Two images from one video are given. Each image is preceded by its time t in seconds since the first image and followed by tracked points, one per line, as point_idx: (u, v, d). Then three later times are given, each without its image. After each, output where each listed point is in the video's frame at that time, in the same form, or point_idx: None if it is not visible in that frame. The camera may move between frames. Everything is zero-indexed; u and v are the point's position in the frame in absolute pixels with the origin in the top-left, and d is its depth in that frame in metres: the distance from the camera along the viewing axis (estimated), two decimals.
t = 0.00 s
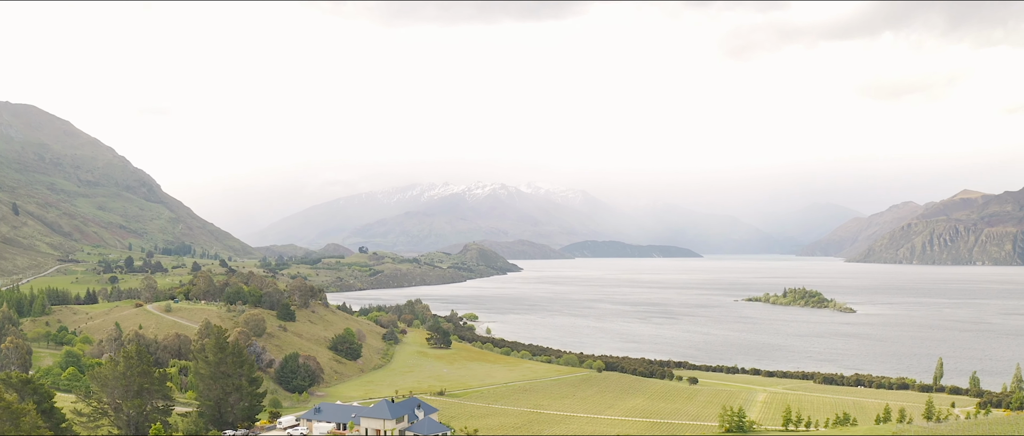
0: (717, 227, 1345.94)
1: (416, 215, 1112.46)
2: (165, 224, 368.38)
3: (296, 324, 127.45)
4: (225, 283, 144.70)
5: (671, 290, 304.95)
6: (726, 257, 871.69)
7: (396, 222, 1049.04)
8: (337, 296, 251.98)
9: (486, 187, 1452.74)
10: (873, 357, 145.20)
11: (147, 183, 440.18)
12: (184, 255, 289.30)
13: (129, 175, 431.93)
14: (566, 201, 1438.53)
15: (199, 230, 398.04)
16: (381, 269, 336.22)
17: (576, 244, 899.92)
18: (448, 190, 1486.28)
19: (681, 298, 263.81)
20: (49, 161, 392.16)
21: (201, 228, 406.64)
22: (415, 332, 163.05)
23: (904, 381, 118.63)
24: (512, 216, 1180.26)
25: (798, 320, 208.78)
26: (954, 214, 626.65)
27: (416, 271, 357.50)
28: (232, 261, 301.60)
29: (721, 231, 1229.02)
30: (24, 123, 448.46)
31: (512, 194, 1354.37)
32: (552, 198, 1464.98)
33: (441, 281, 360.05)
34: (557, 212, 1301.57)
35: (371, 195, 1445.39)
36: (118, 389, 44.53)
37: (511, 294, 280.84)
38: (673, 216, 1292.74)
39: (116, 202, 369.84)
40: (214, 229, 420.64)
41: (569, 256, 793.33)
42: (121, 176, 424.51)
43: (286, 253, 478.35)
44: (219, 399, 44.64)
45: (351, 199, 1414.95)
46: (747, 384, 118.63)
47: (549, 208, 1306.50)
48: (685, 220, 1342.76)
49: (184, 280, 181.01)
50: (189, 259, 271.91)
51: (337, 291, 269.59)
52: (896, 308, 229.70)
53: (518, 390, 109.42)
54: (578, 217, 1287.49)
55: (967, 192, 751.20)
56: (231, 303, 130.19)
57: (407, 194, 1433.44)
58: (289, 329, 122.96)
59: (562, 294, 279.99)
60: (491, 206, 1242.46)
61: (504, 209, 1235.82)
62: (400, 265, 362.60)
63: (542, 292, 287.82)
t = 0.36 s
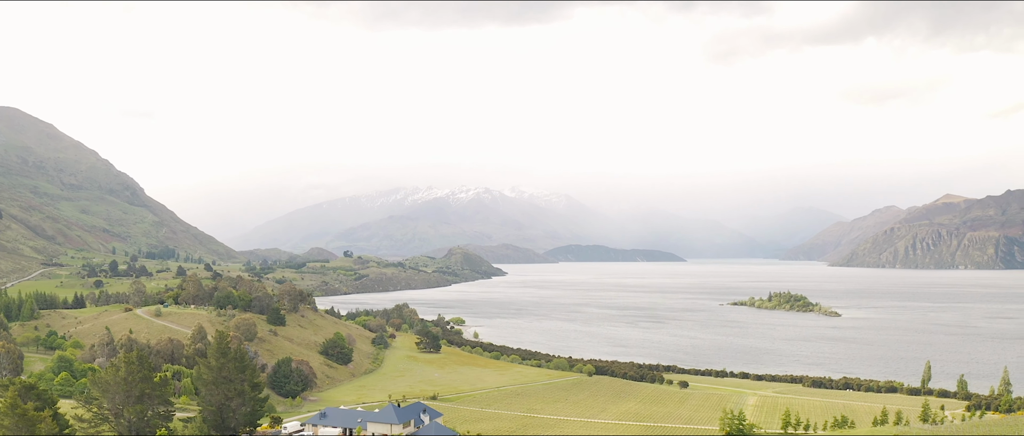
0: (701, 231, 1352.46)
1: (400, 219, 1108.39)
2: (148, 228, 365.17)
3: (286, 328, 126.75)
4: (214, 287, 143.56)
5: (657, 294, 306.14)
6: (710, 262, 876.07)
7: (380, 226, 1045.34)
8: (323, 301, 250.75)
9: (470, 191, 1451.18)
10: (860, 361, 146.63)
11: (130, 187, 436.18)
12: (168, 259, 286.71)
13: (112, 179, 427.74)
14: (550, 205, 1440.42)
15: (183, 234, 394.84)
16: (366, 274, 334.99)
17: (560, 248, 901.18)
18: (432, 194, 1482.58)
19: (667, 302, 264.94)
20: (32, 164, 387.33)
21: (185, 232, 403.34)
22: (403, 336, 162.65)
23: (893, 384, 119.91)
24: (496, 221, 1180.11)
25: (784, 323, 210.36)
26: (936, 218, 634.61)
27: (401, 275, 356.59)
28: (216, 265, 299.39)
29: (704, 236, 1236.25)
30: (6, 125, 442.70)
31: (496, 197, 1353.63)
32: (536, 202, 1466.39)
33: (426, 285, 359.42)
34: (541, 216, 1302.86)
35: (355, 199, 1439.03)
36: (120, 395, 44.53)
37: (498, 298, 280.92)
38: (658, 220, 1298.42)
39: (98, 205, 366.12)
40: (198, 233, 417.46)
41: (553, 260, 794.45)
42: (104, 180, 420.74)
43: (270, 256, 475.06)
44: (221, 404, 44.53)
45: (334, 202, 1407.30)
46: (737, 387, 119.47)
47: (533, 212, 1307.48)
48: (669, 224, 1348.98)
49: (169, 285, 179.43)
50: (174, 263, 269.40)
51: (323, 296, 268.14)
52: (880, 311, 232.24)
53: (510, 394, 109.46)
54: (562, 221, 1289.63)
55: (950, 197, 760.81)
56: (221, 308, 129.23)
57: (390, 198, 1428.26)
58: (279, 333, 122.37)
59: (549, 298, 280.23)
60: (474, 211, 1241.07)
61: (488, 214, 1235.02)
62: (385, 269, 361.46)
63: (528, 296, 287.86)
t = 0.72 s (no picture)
0: (688, 235, 1358.18)
1: (385, 222, 1104.43)
2: (133, 231, 362.50)
3: (279, 333, 126.18)
4: (205, 292, 142.73)
5: (644, 298, 307.22)
6: (696, 266, 879.75)
7: (365, 230, 1041.46)
8: (311, 305, 249.70)
9: (456, 195, 1452.00)
10: (850, 364, 147.84)
11: (115, 191, 432.77)
12: (153, 263, 284.56)
13: (98, 182, 424.31)
14: (536, 208, 1440.85)
15: (168, 238, 392.26)
16: (353, 278, 333.81)
17: (546, 252, 901.56)
18: (417, 197, 1479.62)
19: (655, 306, 265.84)
20: (18, 167, 383.50)
21: (170, 236, 400.82)
22: (394, 340, 162.37)
23: (883, 387, 120.97)
24: (482, 225, 1178.44)
25: (772, 327, 211.71)
26: (921, 222, 641.18)
27: (388, 279, 355.75)
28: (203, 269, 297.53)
29: (690, 240, 1243.02)
30: None
31: (481, 201, 1354.60)
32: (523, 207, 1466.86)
33: (413, 289, 358.69)
34: (527, 220, 1303.63)
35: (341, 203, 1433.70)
36: (123, 401, 44.61)
37: (486, 302, 280.73)
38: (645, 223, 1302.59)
39: (83, 209, 363.06)
40: (183, 237, 414.77)
41: (538, 264, 795.64)
42: (89, 183, 417.32)
43: (256, 260, 472.20)
44: (225, 409, 44.46)
45: (319, 206, 1400.56)
46: (729, 391, 120.17)
47: (520, 216, 1307.42)
48: (654, 228, 1353.83)
49: (157, 289, 178.26)
50: (159, 267, 267.31)
51: (310, 300, 266.89)
52: (866, 315, 234.28)
53: (504, 398, 109.46)
54: (548, 225, 1291.25)
55: (935, 201, 769.29)
56: (213, 312, 128.58)
57: (376, 201, 1424.24)
58: (272, 338, 121.86)
59: (536, 302, 280.38)
60: (459, 214, 1238.60)
61: (474, 218, 1234.11)
62: (371, 274, 360.29)
63: (516, 300, 287.96)
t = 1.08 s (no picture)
0: (677, 239, 1362.23)
1: (374, 226, 1100.53)
2: (122, 235, 360.43)
3: (273, 337, 125.74)
4: (198, 295, 141.98)
5: (635, 301, 307.95)
6: (685, 270, 882.94)
7: (354, 234, 1038.16)
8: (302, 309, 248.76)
9: (444, 198, 1451.21)
10: (843, 368, 148.75)
11: (104, 194, 429.83)
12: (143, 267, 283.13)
13: (86, 185, 421.32)
14: (525, 212, 1442.08)
15: (157, 242, 390.13)
16: (343, 281, 333.01)
17: (535, 256, 901.75)
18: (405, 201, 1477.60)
19: (646, 310, 266.49)
20: (6, 170, 380.62)
21: (159, 239, 398.85)
22: (387, 344, 162.03)
23: (877, 391, 121.82)
24: (471, 229, 1176.67)
25: (763, 331, 212.73)
26: (909, 226, 646.77)
27: (377, 283, 355.09)
28: (192, 273, 296.13)
29: (677, 243, 1247.77)
30: None
31: (470, 205, 1354.59)
32: (512, 210, 1467.30)
33: (403, 293, 358.26)
34: (516, 223, 1303.88)
35: (329, 206, 1428.82)
36: (128, 406, 44.58)
37: (477, 306, 280.57)
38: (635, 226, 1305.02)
39: (71, 212, 360.44)
40: (172, 241, 412.67)
41: (527, 267, 796.13)
42: (77, 186, 414.67)
43: (244, 264, 469.86)
44: (230, 414, 44.38)
45: (307, 210, 1395.19)
46: (723, 395, 120.68)
47: (509, 220, 1307.63)
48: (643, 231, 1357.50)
49: (147, 293, 177.23)
50: (148, 271, 265.81)
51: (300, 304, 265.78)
52: (856, 319, 235.91)
53: (500, 402, 109.47)
54: (537, 228, 1292.21)
55: (922, 205, 776.07)
56: (208, 316, 127.99)
57: (365, 205, 1419.97)
58: (267, 342, 121.46)
59: (528, 306, 280.60)
60: (447, 217, 1236.54)
61: (463, 221, 1232.68)
62: (361, 277, 359.46)
63: (507, 304, 288.06)
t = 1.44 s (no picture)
0: (666, 244, 1365.03)
1: (361, 230, 1096.66)
2: (110, 239, 358.22)
3: (268, 341, 125.46)
4: (192, 300, 141.35)
5: (625, 306, 308.65)
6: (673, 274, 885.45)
7: (341, 237, 1034.09)
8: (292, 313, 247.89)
9: (433, 202, 1450.08)
10: (835, 372, 149.68)
11: (91, 197, 427.21)
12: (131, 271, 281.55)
13: (74, 189, 418.92)
14: (513, 216, 1443.22)
15: (145, 245, 387.84)
16: (332, 286, 332.04)
17: (523, 260, 901.85)
18: (393, 205, 1474.68)
19: (636, 314, 267.10)
20: None
21: (147, 243, 396.53)
22: (381, 349, 161.66)
23: (870, 394, 122.66)
24: (459, 233, 1175.55)
25: (753, 335, 213.64)
26: (896, 231, 651.77)
27: (367, 287, 354.34)
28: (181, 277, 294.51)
29: (664, 247, 1251.89)
30: None
31: (459, 209, 1353.53)
32: (500, 214, 1467.52)
33: (392, 298, 357.68)
34: (505, 227, 1303.83)
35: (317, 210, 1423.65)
36: (135, 411, 44.65)
37: (467, 310, 280.34)
38: (624, 230, 1306.48)
39: (59, 216, 358.19)
40: (160, 245, 410.52)
41: (515, 272, 796.30)
42: (65, 189, 412.16)
43: (232, 267, 467.46)
44: (237, 419, 44.47)
45: (294, 214, 1389.00)
46: (718, 398, 121.16)
47: (498, 223, 1307.13)
48: (632, 235, 1361.06)
49: (137, 297, 176.09)
50: (136, 275, 264.33)
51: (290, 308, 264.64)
52: (845, 323, 237.43)
53: (497, 407, 109.60)
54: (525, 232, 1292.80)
55: (910, 210, 782.50)
56: (202, 320, 127.54)
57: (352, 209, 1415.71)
58: (262, 346, 121.09)
59: (518, 310, 280.73)
60: (435, 221, 1234.12)
61: (451, 225, 1231.54)
62: (351, 281, 358.58)
63: (498, 309, 287.93)
